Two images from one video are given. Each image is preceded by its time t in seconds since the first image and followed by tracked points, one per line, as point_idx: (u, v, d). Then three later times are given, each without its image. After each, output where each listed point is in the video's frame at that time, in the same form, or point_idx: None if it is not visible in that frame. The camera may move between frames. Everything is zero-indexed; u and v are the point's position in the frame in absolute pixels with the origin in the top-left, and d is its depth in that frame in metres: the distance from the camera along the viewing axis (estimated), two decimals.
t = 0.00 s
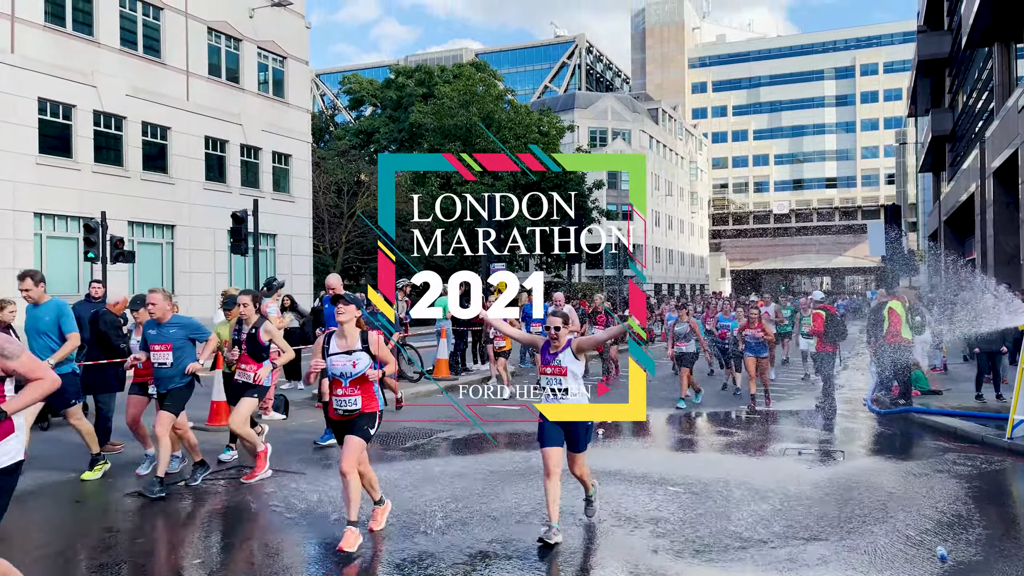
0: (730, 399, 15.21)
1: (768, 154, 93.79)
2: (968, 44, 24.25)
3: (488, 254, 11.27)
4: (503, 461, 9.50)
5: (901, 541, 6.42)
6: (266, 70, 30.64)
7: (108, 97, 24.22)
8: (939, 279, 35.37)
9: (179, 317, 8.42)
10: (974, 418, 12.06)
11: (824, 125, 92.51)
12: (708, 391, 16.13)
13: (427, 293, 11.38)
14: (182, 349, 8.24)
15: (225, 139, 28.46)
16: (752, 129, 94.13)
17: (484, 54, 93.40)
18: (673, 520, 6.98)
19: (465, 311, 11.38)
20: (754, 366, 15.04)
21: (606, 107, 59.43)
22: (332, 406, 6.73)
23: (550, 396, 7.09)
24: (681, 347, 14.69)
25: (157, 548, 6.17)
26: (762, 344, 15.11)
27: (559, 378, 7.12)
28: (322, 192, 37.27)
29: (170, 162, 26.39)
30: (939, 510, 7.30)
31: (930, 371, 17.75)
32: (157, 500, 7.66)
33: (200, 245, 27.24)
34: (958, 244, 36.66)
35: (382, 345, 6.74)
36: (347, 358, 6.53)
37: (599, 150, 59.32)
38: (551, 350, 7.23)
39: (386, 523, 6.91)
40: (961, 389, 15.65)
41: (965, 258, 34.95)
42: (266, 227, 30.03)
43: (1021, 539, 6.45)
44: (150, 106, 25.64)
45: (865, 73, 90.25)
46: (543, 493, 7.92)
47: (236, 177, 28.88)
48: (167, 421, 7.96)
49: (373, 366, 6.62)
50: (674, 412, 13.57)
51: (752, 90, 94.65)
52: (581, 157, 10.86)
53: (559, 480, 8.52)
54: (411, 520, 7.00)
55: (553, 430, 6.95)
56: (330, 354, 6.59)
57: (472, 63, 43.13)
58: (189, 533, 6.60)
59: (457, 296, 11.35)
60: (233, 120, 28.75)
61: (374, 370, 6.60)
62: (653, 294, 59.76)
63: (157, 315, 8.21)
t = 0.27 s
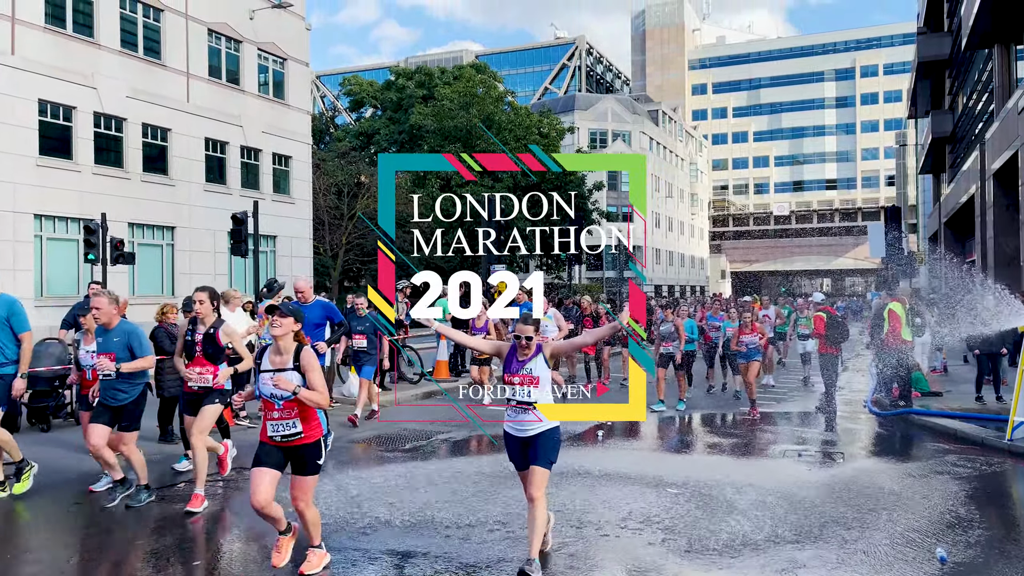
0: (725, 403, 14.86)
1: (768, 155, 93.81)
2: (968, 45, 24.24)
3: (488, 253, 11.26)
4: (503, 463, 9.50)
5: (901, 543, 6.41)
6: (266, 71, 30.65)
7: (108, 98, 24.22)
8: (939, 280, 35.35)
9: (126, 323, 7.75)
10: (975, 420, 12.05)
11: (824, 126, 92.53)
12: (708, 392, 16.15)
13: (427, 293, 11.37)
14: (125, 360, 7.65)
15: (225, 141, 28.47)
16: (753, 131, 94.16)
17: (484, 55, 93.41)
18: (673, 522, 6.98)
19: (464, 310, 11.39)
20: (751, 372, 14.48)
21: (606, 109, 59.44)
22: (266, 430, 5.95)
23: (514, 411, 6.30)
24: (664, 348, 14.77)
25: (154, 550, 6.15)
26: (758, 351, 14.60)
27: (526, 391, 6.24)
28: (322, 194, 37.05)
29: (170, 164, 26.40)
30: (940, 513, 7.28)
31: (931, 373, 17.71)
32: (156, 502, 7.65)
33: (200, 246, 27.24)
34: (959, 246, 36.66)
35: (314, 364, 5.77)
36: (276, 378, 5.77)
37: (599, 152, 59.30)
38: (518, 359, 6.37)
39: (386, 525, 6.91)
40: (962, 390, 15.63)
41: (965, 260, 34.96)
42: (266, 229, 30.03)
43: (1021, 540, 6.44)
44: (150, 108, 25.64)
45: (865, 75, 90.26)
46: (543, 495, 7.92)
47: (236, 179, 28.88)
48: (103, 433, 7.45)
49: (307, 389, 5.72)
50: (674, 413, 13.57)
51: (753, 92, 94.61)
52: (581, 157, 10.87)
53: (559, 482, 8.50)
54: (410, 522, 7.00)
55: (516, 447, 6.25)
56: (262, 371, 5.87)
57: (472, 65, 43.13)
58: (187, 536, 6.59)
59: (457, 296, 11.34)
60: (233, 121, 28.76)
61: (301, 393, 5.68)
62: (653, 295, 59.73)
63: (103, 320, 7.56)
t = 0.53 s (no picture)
0: (721, 404, 14.92)
1: (768, 157, 93.86)
2: (968, 46, 24.26)
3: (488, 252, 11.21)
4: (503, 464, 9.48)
5: (901, 545, 6.40)
6: (266, 73, 30.66)
7: (108, 100, 24.22)
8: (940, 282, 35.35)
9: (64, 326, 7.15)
10: (975, 421, 12.03)
11: (825, 128, 92.57)
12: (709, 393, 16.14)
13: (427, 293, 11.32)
14: (60, 365, 7.06)
15: (225, 142, 28.48)
16: (753, 132, 94.21)
17: (485, 57, 93.45)
18: (673, 524, 6.96)
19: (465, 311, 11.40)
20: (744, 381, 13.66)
21: (606, 110, 59.45)
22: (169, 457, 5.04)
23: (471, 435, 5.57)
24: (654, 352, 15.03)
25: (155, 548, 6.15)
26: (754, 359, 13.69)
27: (483, 410, 5.56)
28: (322, 195, 37.03)
29: (170, 165, 26.40)
30: (939, 514, 7.27)
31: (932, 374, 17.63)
32: (155, 504, 7.65)
33: (200, 248, 27.25)
34: (959, 248, 36.67)
35: (221, 374, 4.89)
36: (175, 394, 4.93)
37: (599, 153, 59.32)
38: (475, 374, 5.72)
39: (385, 528, 6.89)
40: (963, 392, 15.61)
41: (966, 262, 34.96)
42: (266, 230, 30.02)
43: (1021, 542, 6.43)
44: (150, 109, 25.65)
45: (865, 76, 90.29)
46: (542, 497, 7.91)
47: (236, 181, 28.88)
48: (42, 449, 6.87)
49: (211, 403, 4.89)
50: (675, 415, 13.56)
51: (753, 93, 94.55)
52: (581, 157, 10.84)
53: (559, 483, 8.50)
54: (409, 524, 6.99)
55: (474, 470, 5.48)
56: (164, 388, 5.00)
57: (472, 66, 43.16)
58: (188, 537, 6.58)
59: (457, 296, 11.29)
60: (233, 123, 28.77)
61: (212, 409, 4.85)
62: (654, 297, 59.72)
63: (35, 324, 7.02)
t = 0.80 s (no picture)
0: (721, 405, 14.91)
1: (768, 159, 93.88)
2: (968, 49, 24.30)
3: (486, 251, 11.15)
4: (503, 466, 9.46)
5: (901, 547, 6.38)
6: (267, 75, 30.69)
7: (109, 102, 24.22)
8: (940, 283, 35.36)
9: None
10: (976, 423, 12.01)
11: (825, 130, 92.61)
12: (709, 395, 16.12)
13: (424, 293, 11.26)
14: None
15: (226, 144, 28.50)
16: (753, 134, 94.29)
17: (485, 59, 93.49)
18: (673, 526, 6.95)
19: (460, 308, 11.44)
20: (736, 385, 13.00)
21: (606, 112, 59.47)
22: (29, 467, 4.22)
23: (400, 473, 4.44)
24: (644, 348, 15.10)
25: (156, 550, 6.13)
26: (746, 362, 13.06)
27: (411, 445, 4.39)
28: (322, 197, 36.62)
29: (171, 167, 26.43)
30: (939, 516, 7.27)
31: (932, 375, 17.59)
32: (156, 505, 7.64)
33: (201, 250, 27.27)
34: (959, 249, 36.70)
35: (113, 369, 4.21)
36: (49, 393, 4.10)
37: (599, 155, 59.34)
38: (400, 401, 4.51)
39: (384, 530, 6.88)
40: (963, 394, 15.60)
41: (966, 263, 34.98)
42: (266, 232, 30.03)
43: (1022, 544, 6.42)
44: (151, 111, 25.67)
45: (865, 78, 90.29)
46: (542, 499, 7.89)
47: (237, 182, 28.89)
48: None
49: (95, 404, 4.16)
50: (675, 416, 13.55)
51: (754, 95, 94.43)
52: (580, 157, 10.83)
53: (559, 485, 8.49)
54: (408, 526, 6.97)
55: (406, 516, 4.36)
56: (28, 387, 4.14)
57: (473, 68, 43.21)
58: (188, 539, 6.57)
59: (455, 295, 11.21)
60: (234, 125, 28.78)
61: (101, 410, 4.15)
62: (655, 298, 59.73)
63: None
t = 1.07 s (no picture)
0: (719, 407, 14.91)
1: (769, 160, 93.91)
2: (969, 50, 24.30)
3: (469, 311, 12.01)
4: (504, 468, 9.46)
5: (902, 549, 6.37)
6: (267, 76, 30.71)
7: (110, 104, 24.24)
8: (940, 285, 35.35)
9: None
10: (976, 425, 12.01)
11: (825, 132, 92.63)
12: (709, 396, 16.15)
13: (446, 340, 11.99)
14: None
15: (227, 145, 28.52)
16: (753, 136, 94.32)
17: (486, 60, 93.54)
18: (674, 527, 6.95)
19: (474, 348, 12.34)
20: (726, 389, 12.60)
21: (607, 113, 59.47)
22: None
23: (304, 517, 3.75)
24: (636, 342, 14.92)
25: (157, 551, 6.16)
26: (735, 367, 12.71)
27: (323, 487, 3.67)
28: (323, 198, 36.64)
29: (172, 168, 26.44)
30: (938, 517, 7.28)
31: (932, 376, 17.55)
32: (157, 507, 7.65)
33: (201, 251, 27.28)
34: (959, 250, 36.71)
35: None
36: None
37: (600, 156, 59.35)
38: (311, 429, 3.70)
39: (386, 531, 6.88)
40: (963, 396, 15.59)
41: (967, 265, 34.97)
42: (267, 234, 30.05)
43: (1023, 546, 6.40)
44: (152, 113, 25.69)
45: (865, 79, 90.29)
46: (543, 501, 7.90)
47: (237, 183, 28.90)
48: None
49: None
50: (677, 418, 13.53)
51: (754, 96, 94.39)
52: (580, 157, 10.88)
53: (560, 487, 8.50)
54: (410, 528, 6.96)
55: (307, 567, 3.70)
56: None
57: (473, 70, 43.22)
58: (189, 540, 6.58)
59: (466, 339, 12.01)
60: (235, 126, 28.80)
61: None
62: (656, 300, 59.71)
63: None
